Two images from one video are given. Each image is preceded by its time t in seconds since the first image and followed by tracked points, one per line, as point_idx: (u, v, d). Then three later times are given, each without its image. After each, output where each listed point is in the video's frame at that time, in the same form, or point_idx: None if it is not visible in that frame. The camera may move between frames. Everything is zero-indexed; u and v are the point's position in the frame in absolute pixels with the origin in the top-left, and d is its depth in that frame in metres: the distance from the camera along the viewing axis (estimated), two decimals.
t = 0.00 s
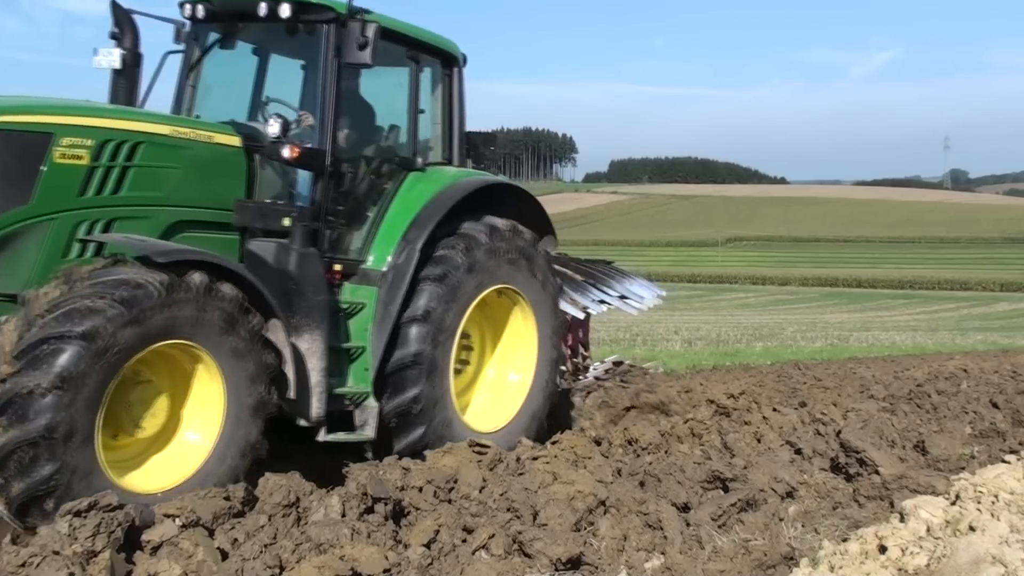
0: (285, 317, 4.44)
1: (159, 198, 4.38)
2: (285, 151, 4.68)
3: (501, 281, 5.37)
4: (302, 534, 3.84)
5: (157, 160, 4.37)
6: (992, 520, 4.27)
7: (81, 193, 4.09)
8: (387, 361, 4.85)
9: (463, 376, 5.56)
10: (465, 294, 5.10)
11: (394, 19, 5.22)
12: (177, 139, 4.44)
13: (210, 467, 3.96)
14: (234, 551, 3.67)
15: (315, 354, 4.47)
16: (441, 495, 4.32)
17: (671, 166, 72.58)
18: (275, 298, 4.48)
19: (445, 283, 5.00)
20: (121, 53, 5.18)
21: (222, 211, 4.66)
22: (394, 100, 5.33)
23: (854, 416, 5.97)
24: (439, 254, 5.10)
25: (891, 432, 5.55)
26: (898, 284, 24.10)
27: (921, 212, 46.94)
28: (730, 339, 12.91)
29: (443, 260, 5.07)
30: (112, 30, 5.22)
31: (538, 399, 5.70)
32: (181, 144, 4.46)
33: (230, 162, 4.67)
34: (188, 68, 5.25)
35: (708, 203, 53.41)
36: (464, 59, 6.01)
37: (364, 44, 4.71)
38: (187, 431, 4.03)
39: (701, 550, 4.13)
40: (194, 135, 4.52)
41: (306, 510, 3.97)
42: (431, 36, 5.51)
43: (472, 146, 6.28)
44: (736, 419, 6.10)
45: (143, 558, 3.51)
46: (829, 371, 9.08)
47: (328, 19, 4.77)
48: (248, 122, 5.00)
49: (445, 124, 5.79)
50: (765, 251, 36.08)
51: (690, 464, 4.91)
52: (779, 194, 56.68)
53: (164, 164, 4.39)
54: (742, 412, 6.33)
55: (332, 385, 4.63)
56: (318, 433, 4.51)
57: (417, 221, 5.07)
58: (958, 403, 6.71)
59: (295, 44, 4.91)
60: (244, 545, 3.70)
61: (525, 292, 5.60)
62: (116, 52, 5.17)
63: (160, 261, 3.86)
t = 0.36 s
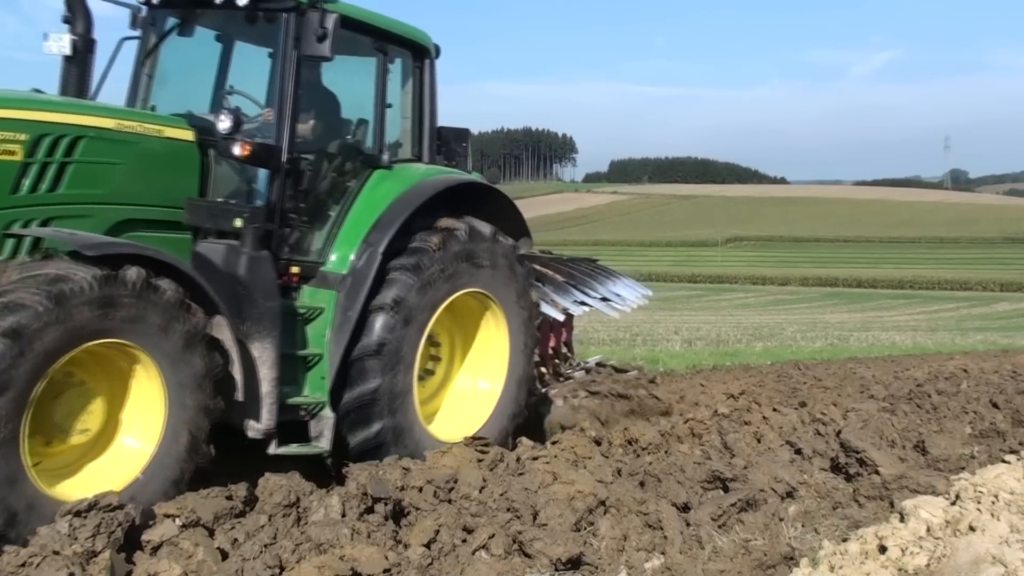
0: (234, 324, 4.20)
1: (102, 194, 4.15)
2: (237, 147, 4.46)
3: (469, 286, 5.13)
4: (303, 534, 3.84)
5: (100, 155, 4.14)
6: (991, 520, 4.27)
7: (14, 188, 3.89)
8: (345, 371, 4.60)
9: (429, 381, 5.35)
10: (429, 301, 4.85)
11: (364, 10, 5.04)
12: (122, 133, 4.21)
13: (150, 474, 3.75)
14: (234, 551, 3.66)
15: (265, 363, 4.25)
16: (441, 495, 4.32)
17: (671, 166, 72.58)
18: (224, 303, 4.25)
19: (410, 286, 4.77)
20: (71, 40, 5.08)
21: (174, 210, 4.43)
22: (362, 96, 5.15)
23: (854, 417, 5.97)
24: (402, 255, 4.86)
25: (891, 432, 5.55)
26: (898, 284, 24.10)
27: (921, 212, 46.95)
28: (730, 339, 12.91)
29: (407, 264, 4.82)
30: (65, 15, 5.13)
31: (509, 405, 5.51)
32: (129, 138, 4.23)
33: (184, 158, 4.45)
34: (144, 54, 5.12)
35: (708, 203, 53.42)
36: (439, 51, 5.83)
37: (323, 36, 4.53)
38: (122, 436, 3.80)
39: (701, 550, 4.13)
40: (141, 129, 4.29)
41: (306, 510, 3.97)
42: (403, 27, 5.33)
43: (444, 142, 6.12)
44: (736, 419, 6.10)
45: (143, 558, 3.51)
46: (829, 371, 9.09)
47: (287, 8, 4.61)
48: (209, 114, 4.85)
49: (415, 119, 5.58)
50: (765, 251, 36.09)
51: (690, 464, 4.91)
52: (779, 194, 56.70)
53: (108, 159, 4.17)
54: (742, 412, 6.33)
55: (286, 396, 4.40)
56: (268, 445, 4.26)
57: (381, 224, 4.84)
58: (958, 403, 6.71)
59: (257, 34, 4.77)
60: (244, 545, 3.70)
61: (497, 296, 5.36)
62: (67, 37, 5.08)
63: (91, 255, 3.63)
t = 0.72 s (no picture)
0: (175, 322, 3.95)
1: (39, 185, 4.02)
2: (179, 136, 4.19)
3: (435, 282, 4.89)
4: (302, 534, 3.84)
5: (36, 143, 4.00)
6: (991, 520, 4.27)
7: None
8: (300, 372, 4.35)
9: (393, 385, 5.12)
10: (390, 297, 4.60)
11: None
12: (60, 121, 4.07)
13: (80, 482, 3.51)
14: (234, 551, 3.66)
15: (211, 364, 3.98)
16: (441, 495, 4.32)
17: (671, 166, 72.61)
18: (166, 301, 4.00)
19: (371, 279, 4.52)
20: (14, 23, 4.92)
21: (114, 202, 4.30)
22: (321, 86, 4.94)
23: (854, 417, 5.97)
24: (364, 248, 4.62)
25: (891, 432, 5.55)
26: (898, 284, 24.09)
27: (921, 212, 46.95)
28: (730, 339, 12.91)
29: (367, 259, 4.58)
30: None
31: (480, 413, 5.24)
32: (67, 126, 4.09)
33: (123, 147, 4.31)
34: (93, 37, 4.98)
35: (708, 203, 53.41)
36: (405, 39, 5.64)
37: (273, 19, 4.34)
38: (50, 446, 3.57)
39: (701, 550, 4.13)
40: (81, 117, 4.16)
41: (306, 510, 3.97)
42: (365, 13, 5.15)
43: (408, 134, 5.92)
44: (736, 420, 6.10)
45: (143, 558, 3.50)
46: (829, 371, 9.08)
47: None
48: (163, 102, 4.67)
49: (379, 110, 5.39)
50: (765, 251, 36.09)
51: (690, 464, 4.91)
52: (779, 193, 56.71)
53: (45, 147, 4.02)
54: (741, 412, 6.33)
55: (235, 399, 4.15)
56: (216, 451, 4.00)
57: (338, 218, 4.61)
58: (958, 403, 6.71)
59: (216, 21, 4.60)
60: (244, 545, 3.70)
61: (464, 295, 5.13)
62: (11, 21, 4.92)
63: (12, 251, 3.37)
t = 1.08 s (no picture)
0: (114, 325, 3.63)
1: None
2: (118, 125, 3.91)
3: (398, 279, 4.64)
4: (303, 534, 3.84)
5: None
6: (991, 520, 4.27)
7: None
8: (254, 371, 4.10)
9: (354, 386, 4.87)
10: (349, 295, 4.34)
11: None
12: None
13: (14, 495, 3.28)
14: (234, 551, 3.66)
15: (154, 367, 3.70)
16: (441, 495, 4.32)
17: (671, 166, 72.63)
18: (105, 302, 3.62)
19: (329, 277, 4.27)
20: None
21: (53, 197, 3.74)
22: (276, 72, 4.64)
23: (854, 417, 5.97)
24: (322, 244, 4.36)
25: (891, 432, 5.55)
26: (898, 284, 24.11)
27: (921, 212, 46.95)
28: (729, 339, 12.91)
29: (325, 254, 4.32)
30: None
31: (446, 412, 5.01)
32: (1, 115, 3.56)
33: (64, 136, 3.78)
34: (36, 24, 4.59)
35: (708, 203, 53.43)
36: (359, 24, 5.35)
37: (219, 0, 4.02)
38: None
39: (701, 550, 4.13)
40: (16, 105, 3.62)
41: (306, 510, 3.95)
42: None
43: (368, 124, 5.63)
44: (736, 420, 6.10)
45: (144, 558, 3.50)
46: (829, 371, 9.09)
47: None
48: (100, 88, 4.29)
49: (337, 98, 5.10)
50: (765, 251, 36.10)
51: (690, 464, 4.91)
52: (779, 193, 56.73)
53: None
54: (741, 412, 6.33)
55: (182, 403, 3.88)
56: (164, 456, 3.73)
57: (294, 211, 4.30)
58: (958, 404, 6.71)
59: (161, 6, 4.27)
60: (244, 545, 3.69)
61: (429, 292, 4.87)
62: None
63: None
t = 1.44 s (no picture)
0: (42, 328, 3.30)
1: None
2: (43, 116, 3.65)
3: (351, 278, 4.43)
4: (303, 534, 3.84)
5: None
6: (991, 520, 4.27)
7: None
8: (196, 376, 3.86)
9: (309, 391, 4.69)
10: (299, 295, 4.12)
11: None
12: None
13: None
14: (234, 551, 3.65)
15: (84, 374, 3.40)
16: (441, 495, 4.32)
17: (671, 166, 72.63)
18: (31, 304, 3.25)
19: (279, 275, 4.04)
20: None
21: None
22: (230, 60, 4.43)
23: (854, 417, 5.97)
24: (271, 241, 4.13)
25: (891, 432, 5.55)
26: (898, 284, 24.11)
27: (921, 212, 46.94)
28: (729, 339, 12.91)
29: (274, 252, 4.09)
30: None
31: (409, 415, 4.82)
32: None
33: None
34: None
35: (709, 203, 53.45)
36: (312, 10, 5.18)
37: None
38: None
39: (701, 550, 4.13)
40: None
41: (306, 510, 3.94)
42: None
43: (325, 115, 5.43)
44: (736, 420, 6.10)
45: (143, 558, 3.49)
46: (829, 371, 9.08)
47: None
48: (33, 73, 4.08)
49: (291, 87, 4.93)
50: (765, 251, 36.10)
51: (690, 464, 4.91)
52: (780, 193, 56.75)
53: None
54: (741, 412, 6.33)
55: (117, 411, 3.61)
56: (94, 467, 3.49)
57: (240, 207, 4.07)
58: (958, 404, 6.70)
59: None
60: (244, 545, 3.68)
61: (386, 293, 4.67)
62: None
63: None
